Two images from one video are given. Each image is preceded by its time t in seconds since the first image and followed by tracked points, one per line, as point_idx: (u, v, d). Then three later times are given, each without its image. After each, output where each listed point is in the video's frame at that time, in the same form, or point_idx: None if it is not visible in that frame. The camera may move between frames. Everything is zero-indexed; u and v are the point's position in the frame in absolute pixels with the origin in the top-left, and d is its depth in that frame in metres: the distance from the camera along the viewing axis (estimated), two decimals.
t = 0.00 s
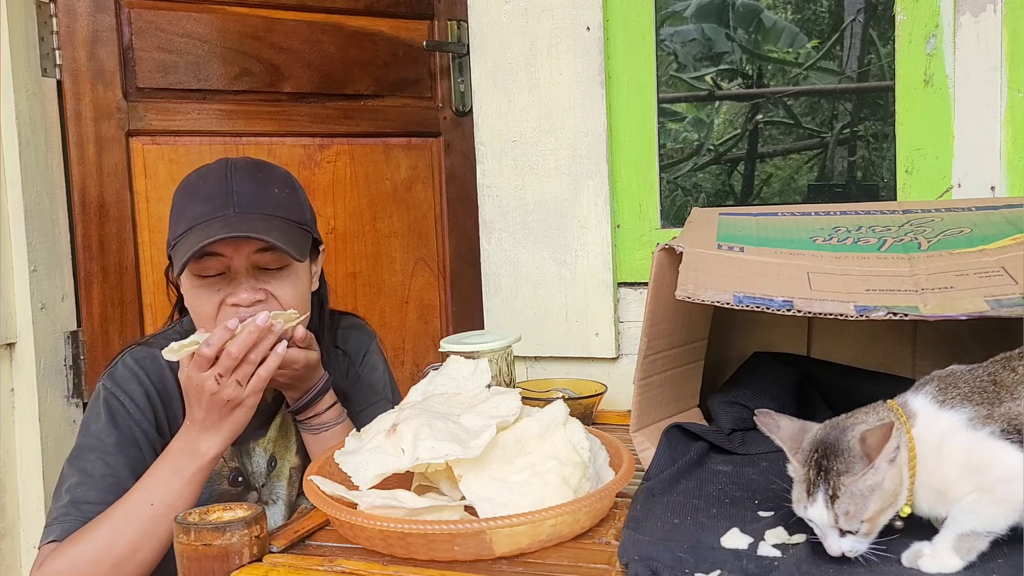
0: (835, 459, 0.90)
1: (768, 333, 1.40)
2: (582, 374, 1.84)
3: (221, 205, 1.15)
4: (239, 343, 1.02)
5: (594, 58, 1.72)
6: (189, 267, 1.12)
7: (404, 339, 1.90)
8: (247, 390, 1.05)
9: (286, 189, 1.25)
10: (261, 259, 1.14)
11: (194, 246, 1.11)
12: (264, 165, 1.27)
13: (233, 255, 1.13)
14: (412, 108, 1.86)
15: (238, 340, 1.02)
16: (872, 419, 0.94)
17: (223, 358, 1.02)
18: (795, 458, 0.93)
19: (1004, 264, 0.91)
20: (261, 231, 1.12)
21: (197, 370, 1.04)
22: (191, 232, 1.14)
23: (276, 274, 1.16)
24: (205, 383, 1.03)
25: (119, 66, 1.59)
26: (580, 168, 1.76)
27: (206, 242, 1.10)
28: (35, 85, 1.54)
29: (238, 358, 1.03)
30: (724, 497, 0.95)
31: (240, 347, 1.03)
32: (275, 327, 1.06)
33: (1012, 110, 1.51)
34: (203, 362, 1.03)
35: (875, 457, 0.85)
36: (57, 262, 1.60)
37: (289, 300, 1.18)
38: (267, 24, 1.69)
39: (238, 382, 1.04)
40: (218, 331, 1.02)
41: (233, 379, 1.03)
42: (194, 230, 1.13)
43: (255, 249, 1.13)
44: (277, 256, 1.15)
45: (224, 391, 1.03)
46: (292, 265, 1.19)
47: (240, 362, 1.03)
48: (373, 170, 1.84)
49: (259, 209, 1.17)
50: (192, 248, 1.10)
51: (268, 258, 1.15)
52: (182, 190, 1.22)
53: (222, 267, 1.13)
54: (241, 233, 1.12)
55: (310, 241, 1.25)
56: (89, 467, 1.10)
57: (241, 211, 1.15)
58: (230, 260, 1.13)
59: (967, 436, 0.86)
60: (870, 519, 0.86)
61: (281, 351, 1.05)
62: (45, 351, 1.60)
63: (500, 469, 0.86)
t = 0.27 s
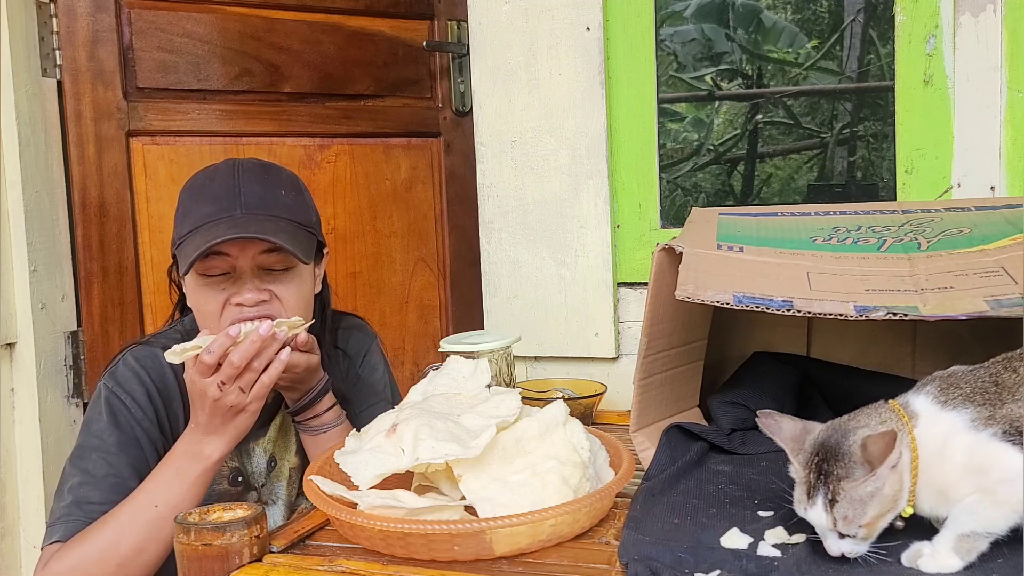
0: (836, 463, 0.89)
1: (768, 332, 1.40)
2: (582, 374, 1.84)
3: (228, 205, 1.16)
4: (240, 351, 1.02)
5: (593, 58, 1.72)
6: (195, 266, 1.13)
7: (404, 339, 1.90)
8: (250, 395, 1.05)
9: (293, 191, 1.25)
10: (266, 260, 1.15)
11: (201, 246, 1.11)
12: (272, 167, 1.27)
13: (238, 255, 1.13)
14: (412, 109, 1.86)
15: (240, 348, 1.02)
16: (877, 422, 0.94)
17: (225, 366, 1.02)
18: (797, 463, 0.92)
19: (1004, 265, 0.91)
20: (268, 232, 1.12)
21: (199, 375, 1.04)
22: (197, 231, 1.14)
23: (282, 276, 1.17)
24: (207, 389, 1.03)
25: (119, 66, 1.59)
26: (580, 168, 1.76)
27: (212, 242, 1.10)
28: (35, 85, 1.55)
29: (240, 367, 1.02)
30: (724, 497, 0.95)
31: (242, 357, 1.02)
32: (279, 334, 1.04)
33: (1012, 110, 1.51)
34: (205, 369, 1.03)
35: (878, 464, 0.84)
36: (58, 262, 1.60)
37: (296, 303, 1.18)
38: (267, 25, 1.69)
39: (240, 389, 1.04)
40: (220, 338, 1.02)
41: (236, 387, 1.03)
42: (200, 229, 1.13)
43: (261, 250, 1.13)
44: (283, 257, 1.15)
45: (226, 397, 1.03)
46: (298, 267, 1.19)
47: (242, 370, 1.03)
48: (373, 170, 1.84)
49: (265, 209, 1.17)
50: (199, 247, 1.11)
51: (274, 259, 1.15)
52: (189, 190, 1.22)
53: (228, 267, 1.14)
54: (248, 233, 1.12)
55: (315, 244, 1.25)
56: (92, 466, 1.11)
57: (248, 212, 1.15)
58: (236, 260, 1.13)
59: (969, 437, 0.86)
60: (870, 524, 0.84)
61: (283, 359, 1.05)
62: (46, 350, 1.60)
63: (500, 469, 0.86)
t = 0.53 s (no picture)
0: (837, 457, 0.89)
1: (768, 332, 1.40)
2: (582, 374, 1.84)
3: (234, 202, 1.16)
4: (241, 357, 1.01)
5: (593, 58, 1.72)
6: (201, 262, 1.13)
7: (404, 339, 1.90)
8: (250, 400, 1.05)
9: (299, 190, 1.25)
10: (272, 258, 1.14)
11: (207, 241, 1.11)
12: (273, 166, 1.27)
13: (244, 251, 1.13)
14: (412, 108, 1.86)
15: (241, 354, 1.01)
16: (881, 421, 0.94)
17: (225, 371, 1.02)
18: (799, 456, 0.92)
19: (1004, 265, 0.91)
20: (275, 228, 1.13)
21: (200, 379, 1.04)
22: (203, 227, 1.14)
23: (286, 274, 1.15)
24: (207, 393, 1.03)
25: (119, 66, 1.59)
26: (580, 168, 1.76)
27: (219, 237, 1.10)
28: (35, 85, 1.55)
29: (240, 372, 1.02)
30: (724, 497, 0.95)
31: (241, 362, 1.02)
32: (280, 340, 1.05)
33: (1012, 110, 1.51)
34: (205, 372, 1.03)
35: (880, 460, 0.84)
36: (58, 262, 1.60)
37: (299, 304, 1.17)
38: (267, 25, 1.69)
39: (240, 393, 1.04)
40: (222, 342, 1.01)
41: (235, 391, 1.03)
42: (207, 227, 1.13)
43: (266, 247, 1.13)
44: (288, 254, 1.15)
45: (226, 401, 1.03)
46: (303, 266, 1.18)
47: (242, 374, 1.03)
48: (373, 170, 1.84)
49: (270, 207, 1.17)
50: (205, 242, 1.11)
51: (279, 256, 1.14)
52: (195, 186, 1.22)
53: (233, 264, 1.13)
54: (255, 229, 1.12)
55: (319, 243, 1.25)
56: (93, 466, 1.11)
57: (255, 208, 1.15)
58: (241, 257, 1.13)
59: (972, 437, 0.86)
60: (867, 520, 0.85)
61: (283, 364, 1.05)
62: (46, 350, 1.60)
63: (500, 469, 0.86)
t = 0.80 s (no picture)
0: (856, 437, 0.88)
1: (768, 332, 1.40)
2: (582, 374, 1.84)
3: (235, 198, 1.16)
4: (241, 356, 1.01)
5: (593, 58, 1.72)
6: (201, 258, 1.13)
7: (404, 339, 1.90)
8: (249, 398, 1.05)
9: (300, 189, 1.25)
10: (272, 254, 1.15)
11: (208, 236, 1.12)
12: (273, 166, 1.27)
13: (244, 247, 1.13)
14: (412, 108, 1.86)
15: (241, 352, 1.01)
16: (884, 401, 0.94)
17: (225, 369, 1.02)
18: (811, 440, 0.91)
19: (1004, 265, 0.91)
20: (275, 224, 1.13)
21: (200, 376, 1.04)
22: (203, 224, 1.14)
23: (285, 272, 1.16)
24: (207, 391, 1.03)
25: (119, 66, 1.59)
26: (580, 168, 1.76)
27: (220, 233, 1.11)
28: (35, 85, 1.55)
29: (239, 371, 1.02)
30: (724, 497, 0.95)
31: (241, 361, 1.02)
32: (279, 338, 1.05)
33: (1012, 110, 1.51)
34: (205, 369, 1.03)
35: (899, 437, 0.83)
36: (58, 262, 1.60)
37: (298, 302, 1.18)
38: (267, 25, 1.69)
39: (239, 391, 1.04)
40: (222, 339, 1.01)
41: (235, 389, 1.03)
42: (208, 222, 1.13)
43: (267, 243, 1.14)
44: (288, 251, 1.16)
45: (225, 399, 1.03)
46: (303, 263, 1.19)
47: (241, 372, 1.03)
48: (373, 170, 1.84)
49: (271, 203, 1.17)
50: (206, 238, 1.11)
51: (279, 253, 1.15)
52: (196, 184, 1.22)
53: (233, 261, 1.14)
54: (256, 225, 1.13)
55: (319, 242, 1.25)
56: (93, 464, 1.11)
57: (256, 206, 1.15)
58: (241, 253, 1.13)
59: (974, 436, 0.85)
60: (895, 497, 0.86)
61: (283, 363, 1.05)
62: (46, 350, 1.60)
63: (500, 469, 0.86)
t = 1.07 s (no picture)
0: (874, 446, 0.88)
1: (768, 332, 1.40)
2: (582, 374, 1.84)
3: (232, 196, 1.16)
4: (239, 356, 1.01)
5: (593, 58, 1.72)
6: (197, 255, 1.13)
7: (404, 339, 1.90)
8: (248, 397, 1.05)
9: (297, 188, 1.25)
10: (268, 253, 1.15)
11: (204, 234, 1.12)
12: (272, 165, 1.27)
13: (241, 245, 1.13)
14: (412, 109, 1.86)
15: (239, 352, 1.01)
16: (891, 403, 0.95)
17: (223, 368, 1.02)
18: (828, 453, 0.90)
19: (1004, 265, 0.91)
20: (272, 223, 1.13)
21: (199, 375, 1.04)
22: (200, 222, 1.14)
23: (282, 269, 1.16)
24: (206, 389, 1.03)
25: (119, 66, 1.59)
26: (580, 168, 1.76)
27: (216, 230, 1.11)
28: (35, 85, 1.55)
29: (237, 370, 1.02)
30: (724, 497, 0.95)
31: (240, 361, 1.01)
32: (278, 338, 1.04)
33: (1012, 110, 1.51)
34: (204, 368, 1.03)
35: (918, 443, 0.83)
36: (57, 262, 1.60)
37: (294, 301, 1.17)
38: (267, 25, 1.69)
39: (239, 391, 1.04)
40: (220, 338, 1.01)
41: (233, 388, 1.03)
42: (205, 220, 1.14)
43: (264, 241, 1.14)
44: (284, 249, 1.16)
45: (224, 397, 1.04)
46: (300, 262, 1.19)
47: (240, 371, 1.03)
48: (373, 170, 1.84)
49: (268, 201, 1.17)
50: (202, 235, 1.11)
51: (276, 251, 1.15)
52: (194, 183, 1.22)
53: (230, 259, 1.14)
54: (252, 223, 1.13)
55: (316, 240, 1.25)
56: (93, 462, 1.11)
57: (252, 204, 1.15)
58: (238, 251, 1.13)
59: (986, 436, 0.85)
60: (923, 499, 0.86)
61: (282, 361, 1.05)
62: (46, 350, 1.60)
63: (500, 469, 0.86)
